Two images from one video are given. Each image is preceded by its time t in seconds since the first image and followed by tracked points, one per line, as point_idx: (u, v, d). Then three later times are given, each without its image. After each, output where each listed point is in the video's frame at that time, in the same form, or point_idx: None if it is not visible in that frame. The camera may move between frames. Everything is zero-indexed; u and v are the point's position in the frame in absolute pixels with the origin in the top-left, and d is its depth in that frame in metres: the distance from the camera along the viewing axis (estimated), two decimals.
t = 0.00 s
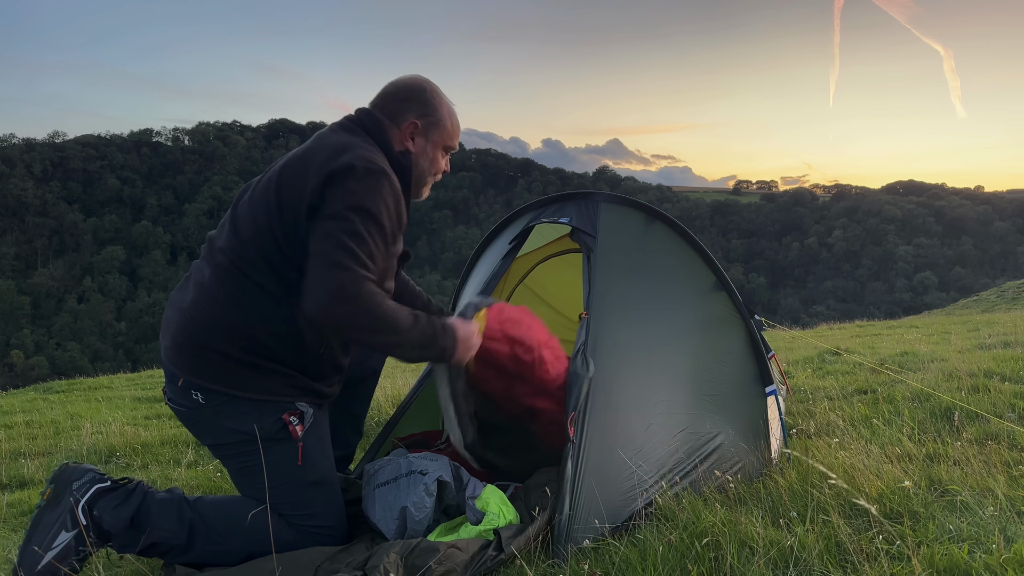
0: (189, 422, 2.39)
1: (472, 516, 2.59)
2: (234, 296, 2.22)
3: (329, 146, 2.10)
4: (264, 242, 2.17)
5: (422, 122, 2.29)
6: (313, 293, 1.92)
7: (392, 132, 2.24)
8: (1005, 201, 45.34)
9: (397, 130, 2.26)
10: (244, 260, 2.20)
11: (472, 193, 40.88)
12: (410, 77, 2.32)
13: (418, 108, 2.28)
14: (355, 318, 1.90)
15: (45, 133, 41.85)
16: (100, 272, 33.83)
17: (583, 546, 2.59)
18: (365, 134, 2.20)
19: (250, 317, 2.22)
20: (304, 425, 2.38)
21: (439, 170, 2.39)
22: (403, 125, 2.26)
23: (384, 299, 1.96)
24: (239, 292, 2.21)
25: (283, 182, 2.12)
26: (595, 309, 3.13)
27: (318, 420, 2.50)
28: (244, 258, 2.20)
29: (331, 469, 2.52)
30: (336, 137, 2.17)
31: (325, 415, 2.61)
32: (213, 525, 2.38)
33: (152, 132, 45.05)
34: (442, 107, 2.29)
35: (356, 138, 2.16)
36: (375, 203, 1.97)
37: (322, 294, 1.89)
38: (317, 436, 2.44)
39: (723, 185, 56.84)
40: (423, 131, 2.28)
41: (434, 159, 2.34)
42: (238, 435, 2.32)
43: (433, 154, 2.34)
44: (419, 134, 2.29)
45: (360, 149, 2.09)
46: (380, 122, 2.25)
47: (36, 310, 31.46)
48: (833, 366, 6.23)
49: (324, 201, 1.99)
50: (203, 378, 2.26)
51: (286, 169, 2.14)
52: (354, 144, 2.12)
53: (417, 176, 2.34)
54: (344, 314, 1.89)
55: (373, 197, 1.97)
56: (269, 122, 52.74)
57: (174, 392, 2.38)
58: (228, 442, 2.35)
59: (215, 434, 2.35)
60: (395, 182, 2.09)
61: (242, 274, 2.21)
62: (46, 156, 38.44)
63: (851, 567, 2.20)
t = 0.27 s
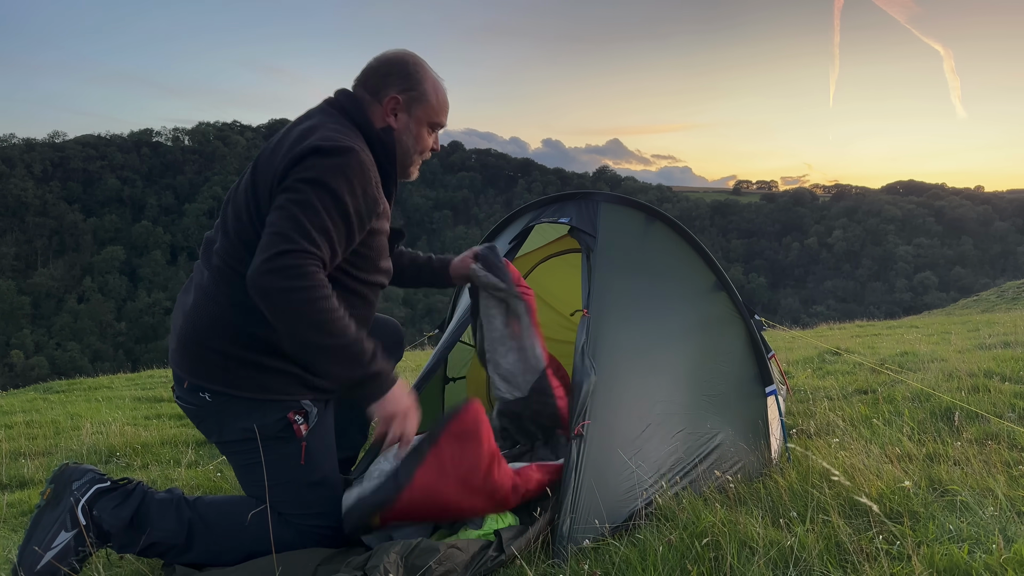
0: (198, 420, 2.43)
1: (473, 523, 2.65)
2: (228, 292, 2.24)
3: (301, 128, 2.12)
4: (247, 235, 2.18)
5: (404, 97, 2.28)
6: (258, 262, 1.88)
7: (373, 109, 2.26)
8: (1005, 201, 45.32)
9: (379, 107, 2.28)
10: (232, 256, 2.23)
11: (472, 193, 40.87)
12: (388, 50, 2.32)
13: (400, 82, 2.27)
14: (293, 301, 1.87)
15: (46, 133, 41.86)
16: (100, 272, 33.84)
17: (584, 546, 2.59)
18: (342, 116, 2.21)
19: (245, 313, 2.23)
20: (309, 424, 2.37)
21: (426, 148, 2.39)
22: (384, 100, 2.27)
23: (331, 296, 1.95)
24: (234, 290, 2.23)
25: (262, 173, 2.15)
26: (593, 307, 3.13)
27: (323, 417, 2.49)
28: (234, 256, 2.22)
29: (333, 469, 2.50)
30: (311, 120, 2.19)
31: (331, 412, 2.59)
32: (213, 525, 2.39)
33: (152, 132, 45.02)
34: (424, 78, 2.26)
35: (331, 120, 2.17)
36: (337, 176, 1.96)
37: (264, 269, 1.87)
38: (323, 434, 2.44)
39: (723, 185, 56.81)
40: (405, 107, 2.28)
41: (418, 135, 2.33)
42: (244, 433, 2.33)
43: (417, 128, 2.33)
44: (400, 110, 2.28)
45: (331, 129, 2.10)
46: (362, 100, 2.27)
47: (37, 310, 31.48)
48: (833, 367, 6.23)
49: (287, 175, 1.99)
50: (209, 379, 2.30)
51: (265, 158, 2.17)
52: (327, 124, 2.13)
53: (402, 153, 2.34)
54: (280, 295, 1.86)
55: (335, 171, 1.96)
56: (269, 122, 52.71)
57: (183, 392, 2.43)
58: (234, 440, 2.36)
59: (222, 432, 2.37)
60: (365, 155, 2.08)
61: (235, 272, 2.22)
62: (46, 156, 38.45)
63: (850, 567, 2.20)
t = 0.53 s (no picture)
0: (199, 421, 2.44)
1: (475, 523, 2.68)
2: (225, 296, 2.24)
3: (289, 127, 2.11)
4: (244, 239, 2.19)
5: (390, 86, 2.25)
6: (300, 298, 1.98)
7: (360, 99, 2.26)
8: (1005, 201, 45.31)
9: (365, 96, 2.26)
10: (228, 259, 2.23)
11: (472, 193, 40.85)
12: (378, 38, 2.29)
13: (387, 70, 2.24)
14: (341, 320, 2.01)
15: (46, 133, 41.86)
16: (100, 272, 33.83)
17: (583, 546, 2.59)
18: (331, 111, 2.21)
19: (246, 317, 2.23)
20: (310, 425, 2.39)
21: (414, 138, 2.34)
22: (371, 89, 2.25)
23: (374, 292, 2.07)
24: (232, 295, 2.23)
25: (253, 175, 2.14)
26: (594, 307, 3.13)
27: (325, 418, 2.51)
28: (231, 260, 2.23)
29: (333, 471, 2.51)
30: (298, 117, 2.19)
31: (334, 413, 2.61)
32: (212, 525, 2.39)
33: (152, 132, 45.00)
34: (411, 67, 2.22)
35: (320, 115, 2.16)
36: (331, 183, 1.98)
37: (306, 299, 1.97)
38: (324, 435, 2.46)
39: (723, 185, 56.79)
40: (391, 96, 2.25)
41: (407, 125, 2.29)
42: (245, 434, 2.35)
43: (404, 118, 2.29)
44: (387, 98, 2.26)
45: (317, 124, 2.09)
46: (348, 91, 2.26)
47: (36, 310, 31.49)
48: (833, 367, 6.23)
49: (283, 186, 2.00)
50: (209, 383, 2.30)
51: (253, 161, 2.16)
52: (315, 120, 2.11)
53: (388, 144, 2.31)
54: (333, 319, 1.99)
55: (331, 180, 1.98)
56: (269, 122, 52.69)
57: (185, 396, 2.44)
58: (234, 440, 2.37)
59: (223, 432, 2.38)
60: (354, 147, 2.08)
61: (232, 276, 2.22)
62: (47, 156, 38.43)
63: (851, 566, 2.20)
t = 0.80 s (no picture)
0: (197, 421, 2.45)
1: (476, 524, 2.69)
2: (219, 295, 2.22)
3: (291, 127, 2.12)
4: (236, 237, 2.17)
5: (401, 100, 2.25)
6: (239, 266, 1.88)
7: (369, 108, 2.25)
8: (1006, 201, 45.31)
9: (375, 106, 2.26)
10: (225, 258, 2.22)
11: (472, 193, 40.83)
12: (394, 48, 2.30)
13: (399, 84, 2.24)
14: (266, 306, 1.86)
15: (46, 133, 41.84)
16: (100, 272, 33.86)
17: (584, 546, 2.58)
18: (336, 116, 2.21)
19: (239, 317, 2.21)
20: (307, 427, 2.37)
21: (421, 153, 2.36)
22: (381, 101, 2.25)
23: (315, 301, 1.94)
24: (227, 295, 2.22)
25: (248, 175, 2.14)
26: (595, 307, 3.13)
27: (324, 417, 2.48)
28: (227, 260, 2.22)
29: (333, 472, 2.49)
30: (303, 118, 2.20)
31: (333, 413, 2.58)
32: (212, 525, 2.39)
33: (152, 132, 44.97)
34: (424, 81, 2.22)
35: (324, 118, 2.16)
36: (316, 178, 1.94)
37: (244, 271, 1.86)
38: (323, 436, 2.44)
39: (723, 185, 56.78)
40: (401, 109, 2.24)
41: (414, 139, 2.30)
42: (243, 435, 2.34)
43: (412, 133, 2.30)
44: (396, 112, 2.26)
45: (320, 129, 2.09)
46: (359, 99, 2.26)
47: (37, 310, 31.50)
48: (833, 366, 6.23)
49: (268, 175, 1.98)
50: (205, 382, 2.31)
51: (253, 156, 2.16)
52: (318, 123, 2.12)
53: (394, 156, 2.31)
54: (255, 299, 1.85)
55: (316, 176, 1.94)
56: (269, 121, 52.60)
57: (182, 396, 2.44)
58: (230, 441, 2.38)
59: (222, 433, 2.39)
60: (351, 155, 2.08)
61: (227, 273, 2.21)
62: (47, 156, 38.43)
63: (850, 567, 2.20)
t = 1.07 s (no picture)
0: (194, 422, 2.46)
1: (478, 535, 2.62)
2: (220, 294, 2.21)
3: (307, 132, 2.12)
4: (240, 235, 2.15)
5: (419, 121, 2.24)
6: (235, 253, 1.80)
7: (387, 126, 2.24)
8: (1006, 201, 45.29)
9: (393, 124, 2.24)
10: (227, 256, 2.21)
11: (472, 193, 40.80)
12: (419, 68, 2.30)
13: (419, 105, 2.24)
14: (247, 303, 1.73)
15: (46, 133, 41.84)
16: (100, 272, 33.87)
17: (583, 546, 2.58)
18: (354, 126, 2.20)
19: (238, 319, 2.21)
20: (304, 428, 2.44)
21: (433, 174, 2.34)
22: (399, 119, 2.24)
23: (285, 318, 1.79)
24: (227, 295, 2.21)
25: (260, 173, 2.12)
26: (595, 307, 3.13)
27: (320, 420, 2.57)
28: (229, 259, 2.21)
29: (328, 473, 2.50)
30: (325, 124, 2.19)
31: (328, 416, 2.68)
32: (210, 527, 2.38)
33: (152, 132, 44.95)
34: (445, 105, 2.22)
35: (340, 127, 2.16)
36: (329, 183, 1.91)
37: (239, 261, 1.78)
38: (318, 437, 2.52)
39: (724, 185, 56.76)
40: (419, 130, 2.24)
41: (428, 161, 2.29)
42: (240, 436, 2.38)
43: (427, 156, 2.29)
44: (412, 132, 2.24)
45: (340, 137, 2.08)
46: (378, 115, 2.25)
47: (37, 310, 31.50)
48: (833, 366, 6.23)
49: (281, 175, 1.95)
50: (203, 381, 2.34)
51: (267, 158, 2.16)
52: (334, 131, 2.11)
53: (406, 176, 2.29)
54: (234, 294, 1.72)
55: (330, 181, 1.91)
56: (269, 121, 52.60)
57: (179, 395, 2.46)
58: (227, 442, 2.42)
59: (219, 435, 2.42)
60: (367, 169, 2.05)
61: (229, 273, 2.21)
62: (46, 156, 38.44)
63: (851, 567, 2.20)
